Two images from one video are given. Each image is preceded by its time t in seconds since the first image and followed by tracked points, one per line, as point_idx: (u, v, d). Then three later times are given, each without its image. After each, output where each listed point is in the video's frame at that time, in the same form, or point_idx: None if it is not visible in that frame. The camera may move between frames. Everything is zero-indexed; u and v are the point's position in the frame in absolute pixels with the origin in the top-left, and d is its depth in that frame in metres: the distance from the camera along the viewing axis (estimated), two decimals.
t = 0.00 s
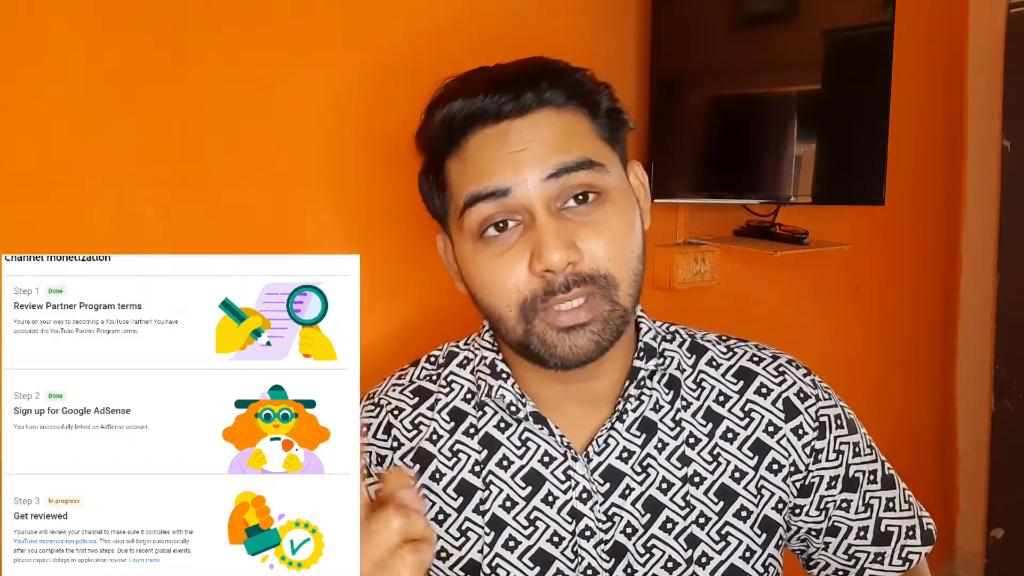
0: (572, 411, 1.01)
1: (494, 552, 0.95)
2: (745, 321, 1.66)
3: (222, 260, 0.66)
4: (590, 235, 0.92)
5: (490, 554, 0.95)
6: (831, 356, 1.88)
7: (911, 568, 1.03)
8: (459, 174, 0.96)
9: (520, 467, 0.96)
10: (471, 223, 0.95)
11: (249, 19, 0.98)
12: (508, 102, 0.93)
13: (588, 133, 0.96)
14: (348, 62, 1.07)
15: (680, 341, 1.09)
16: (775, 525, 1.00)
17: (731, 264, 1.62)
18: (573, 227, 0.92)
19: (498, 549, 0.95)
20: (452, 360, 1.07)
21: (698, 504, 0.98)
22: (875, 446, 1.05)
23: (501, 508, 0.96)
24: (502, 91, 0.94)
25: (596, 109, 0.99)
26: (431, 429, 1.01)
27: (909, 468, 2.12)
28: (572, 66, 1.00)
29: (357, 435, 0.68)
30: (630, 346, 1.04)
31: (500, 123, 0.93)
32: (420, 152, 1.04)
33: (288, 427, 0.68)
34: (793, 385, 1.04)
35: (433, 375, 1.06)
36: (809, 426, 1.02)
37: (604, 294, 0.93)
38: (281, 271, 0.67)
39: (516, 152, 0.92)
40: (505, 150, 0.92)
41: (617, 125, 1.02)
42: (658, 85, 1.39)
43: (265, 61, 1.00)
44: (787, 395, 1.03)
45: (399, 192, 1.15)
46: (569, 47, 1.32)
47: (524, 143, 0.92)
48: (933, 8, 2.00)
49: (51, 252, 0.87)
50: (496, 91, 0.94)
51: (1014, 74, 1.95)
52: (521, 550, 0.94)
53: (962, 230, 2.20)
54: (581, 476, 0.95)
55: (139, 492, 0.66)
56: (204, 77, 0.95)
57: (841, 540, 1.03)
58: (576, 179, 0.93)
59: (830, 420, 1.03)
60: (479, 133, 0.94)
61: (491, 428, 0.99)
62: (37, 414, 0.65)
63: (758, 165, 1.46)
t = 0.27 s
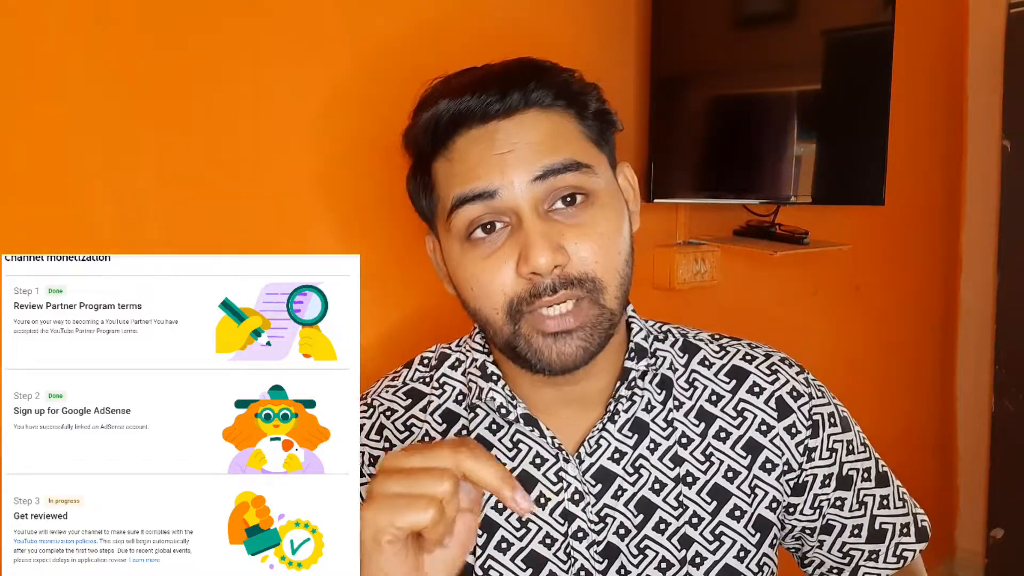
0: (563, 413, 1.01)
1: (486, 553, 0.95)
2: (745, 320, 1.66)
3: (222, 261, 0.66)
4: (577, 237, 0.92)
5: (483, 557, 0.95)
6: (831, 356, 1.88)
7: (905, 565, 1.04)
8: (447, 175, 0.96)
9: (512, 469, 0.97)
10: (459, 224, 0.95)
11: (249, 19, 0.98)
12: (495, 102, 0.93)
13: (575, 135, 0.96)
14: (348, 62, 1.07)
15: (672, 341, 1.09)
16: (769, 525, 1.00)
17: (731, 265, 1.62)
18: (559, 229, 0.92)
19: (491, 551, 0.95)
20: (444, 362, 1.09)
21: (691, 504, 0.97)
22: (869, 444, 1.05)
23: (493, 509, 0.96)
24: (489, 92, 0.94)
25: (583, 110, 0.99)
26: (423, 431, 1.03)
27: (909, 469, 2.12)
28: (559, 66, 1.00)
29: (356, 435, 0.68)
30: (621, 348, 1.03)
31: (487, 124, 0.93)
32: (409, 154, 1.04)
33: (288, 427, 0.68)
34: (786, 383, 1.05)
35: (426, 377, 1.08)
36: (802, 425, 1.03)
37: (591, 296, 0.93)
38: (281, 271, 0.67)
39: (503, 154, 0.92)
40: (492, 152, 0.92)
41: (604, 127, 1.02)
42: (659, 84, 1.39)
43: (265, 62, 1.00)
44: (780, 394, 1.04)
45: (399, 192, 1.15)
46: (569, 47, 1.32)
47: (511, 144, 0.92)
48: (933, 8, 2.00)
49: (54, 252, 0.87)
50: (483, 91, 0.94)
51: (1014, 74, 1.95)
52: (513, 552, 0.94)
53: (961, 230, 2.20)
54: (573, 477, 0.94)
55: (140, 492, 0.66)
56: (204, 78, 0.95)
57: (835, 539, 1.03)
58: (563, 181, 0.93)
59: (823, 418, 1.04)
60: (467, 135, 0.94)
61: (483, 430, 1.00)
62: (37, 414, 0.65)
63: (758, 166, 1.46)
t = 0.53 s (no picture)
0: (564, 409, 1.01)
1: (487, 544, 0.95)
2: (745, 320, 1.66)
3: (222, 260, 0.66)
4: (576, 231, 0.92)
5: (484, 548, 0.95)
6: (831, 356, 1.88)
7: (903, 565, 1.04)
8: (449, 170, 0.97)
9: (513, 462, 0.97)
10: (460, 217, 0.95)
11: (249, 19, 0.98)
12: (496, 98, 0.95)
13: (576, 131, 0.96)
14: (348, 62, 1.07)
15: (673, 339, 1.09)
16: (768, 521, 1.00)
17: (731, 265, 1.62)
18: (558, 223, 0.92)
19: (492, 543, 0.95)
20: (447, 357, 1.09)
21: (690, 500, 0.98)
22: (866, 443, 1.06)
23: (495, 502, 0.96)
24: (492, 88, 0.95)
25: (584, 108, 1.00)
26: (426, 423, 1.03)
27: (909, 469, 2.12)
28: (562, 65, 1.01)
29: (357, 435, 0.68)
30: (623, 344, 1.03)
31: (489, 119, 0.94)
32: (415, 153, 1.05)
33: (288, 427, 0.68)
34: (784, 382, 1.05)
35: (430, 372, 1.09)
36: (800, 423, 1.03)
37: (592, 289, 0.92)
38: (280, 271, 0.67)
39: (504, 148, 0.92)
40: (494, 146, 0.93)
41: (605, 125, 1.02)
42: (659, 84, 1.39)
43: (264, 62, 1.00)
44: (778, 392, 1.04)
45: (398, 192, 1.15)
46: (569, 46, 1.32)
47: (512, 139, 0.93)
48: (934, 7, 2.00)
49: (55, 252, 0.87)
50: (485, 87, 0.95)
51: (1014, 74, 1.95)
52: (514, 545, 0.94)
53: (961, 230, 2.21)
54: (574, 472, 0.95)
55: (140, 492, 0.66)
56: (204, 78, 0.95)
57: (833, 537, 1.03)
58: (564, 175, 0.93)
59: (821, 417, 1.04)
60: (469, 131, 0.95)
61: (486, 424, 1.00)
62: (37, 414, 0.65)
63: (758, 165, 1.46)
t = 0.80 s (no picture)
0: (571, 400, 1.02)
1: (495, 525, 0.95)
2: (745, 320, 1.66)
3: (221, 261, 0.66)
4: (568, 235, 0.93)
5: (491, 529, 0.95)
6: (831, 356, 1.88)
7: (896, 561, 1.04)
8: (452, 172, 0.97)
9: (522, 447, 0.97)
10: (457, 214, 0.95)
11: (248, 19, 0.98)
12: (496, 105, 0.93)
13: (574, 137, 0.95)
14: (348, 62, 1.07)
15: (676, 338, 1.08)
16: (767, 512, 1.00)
17: (731, 264, 1.63)
18: (550, 225, 0.92)
19: (499, 524, 0.95)
20: (460, 349, 1.06)
21: (692, 488, 0.97)
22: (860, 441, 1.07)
23: (503, 486, 0.96)
24: (491, 94, 0.94)
25: (585, 115, 0.98)
26: (440, 410, 1.00)
27: (909, 469, 2.12)
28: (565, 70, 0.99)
29: (357, 435, 0.68)
30: (627, 340, 1.05)
31: (489, 126, 0.94)
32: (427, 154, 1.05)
33: (288, 427, 0.68)
34: (783, 379, 1.05)
35: (444, 363, 1.05)
36: (799, 418, 1.03)
37: (583, 292, 0.94)
38: (280, 271, 0.67)
39: (501, 152, 0.92)
40: (491, 150, 0.92)
41: (608, 131, 1.01)
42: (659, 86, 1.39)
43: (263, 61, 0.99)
44: (778, 389, 1.04)
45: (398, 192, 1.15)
46: (569, 46, 1.32)
47: (509, 144, 0.92)
48: (934, 7, 2.00)
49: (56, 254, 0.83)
50: (485, 93, 0.94)
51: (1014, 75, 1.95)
52: (520, 527, 0.94)
53: (961, 230, 2.21)
54: (579, 458, 0.95)
55: (139, 493, 0.66)
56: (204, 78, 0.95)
57: (829, 533, 1.03)
58: (559, 180, 0.93)
59: (819, 414, 1.04)
60: (469, 136, 0.95)
61: (495, 411, 0.99)
62: (37, 414, 0.65)
63: (757, 166, 1.46)
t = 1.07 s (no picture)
0: (573, 399, 1.02)
1: (500, 518, 0.94)
2: (746, 320, 1.66)
3: (221, 261, 0.66)
4: (578, 233, 0.92)
5: (496, 522, 0.94)
6: (831, 356, 1.88)
7: (880, 556, 1.06)
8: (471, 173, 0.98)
9: (526, 443, 0.96)
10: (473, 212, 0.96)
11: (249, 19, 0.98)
12: (518, 110, 0.94)
13: (591, 145, 0.96)
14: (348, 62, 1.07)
15: (673, 341, 1.08)
16: (761, 507, 1.00)
17: (731, 264, 1.63)
18: (561, 224, 0.92)
19: (504, 517, 0.94)
20: (466, 351, 1.06)
21: (689, 484, 0.97)
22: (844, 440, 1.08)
23: (507, 480, 0.95)
24: (515, 100, 0.95)
25: (600, 126, 0.98)
26: (447, 408, 1.00)
27: (908, 469, 2.12)
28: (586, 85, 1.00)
29: (357, 434, 0.68)
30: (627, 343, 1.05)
31: (510, 131, 0.95)
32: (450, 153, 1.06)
33: (288, 427, 0.68)
34: (775, 381, 1.06)
35: (451, 364, 1.05)
36: (790, 418, 1.03)
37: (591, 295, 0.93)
38: (280, 271, 0.67)
39: (519, 153, 0.93)
40: (510, 151, 0.93)
41: (622, 142, 1.02)
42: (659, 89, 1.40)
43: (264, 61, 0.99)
44: (770, 390, 1.04)
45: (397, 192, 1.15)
46: (569, 45, 1.32)
47: (528, 147, 0.93)
48: (934, 7, 2.00)
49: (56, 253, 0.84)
50: (508, 99, 0.95)
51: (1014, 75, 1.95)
52: (525, 520, 0.93)
53: (961, 230, 2.21)
54: (581, 454, 0.95)
55: (140, 493, 0.66)
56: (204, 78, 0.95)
57: (819, 529, 1.05)
58: (574, 184, 0.93)
59: (808, 413, 1.05)
60: (491, 140, 0.96)
61: (501, 409, 0.99)
62: (37, 414, 0.65)
63: (757, 166, 1.46)
